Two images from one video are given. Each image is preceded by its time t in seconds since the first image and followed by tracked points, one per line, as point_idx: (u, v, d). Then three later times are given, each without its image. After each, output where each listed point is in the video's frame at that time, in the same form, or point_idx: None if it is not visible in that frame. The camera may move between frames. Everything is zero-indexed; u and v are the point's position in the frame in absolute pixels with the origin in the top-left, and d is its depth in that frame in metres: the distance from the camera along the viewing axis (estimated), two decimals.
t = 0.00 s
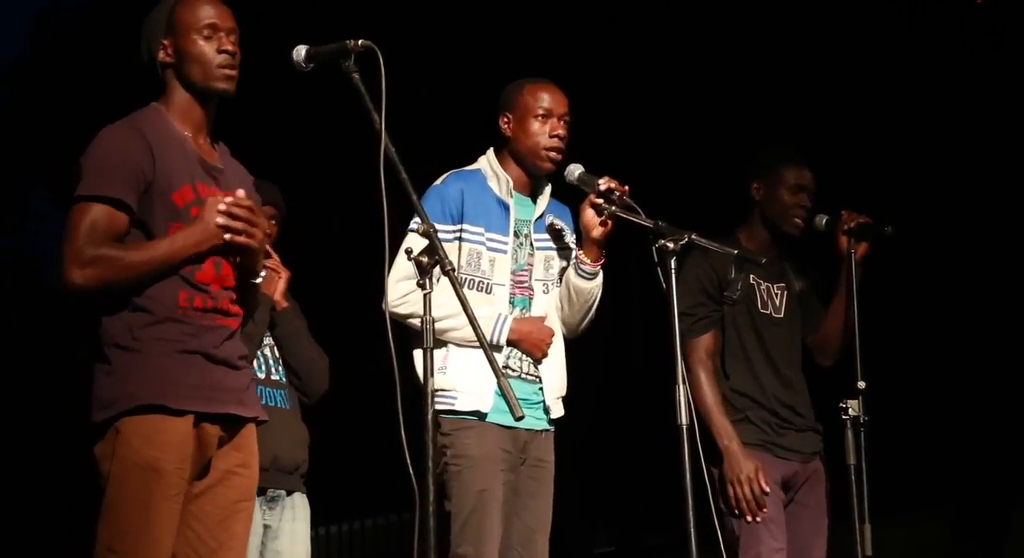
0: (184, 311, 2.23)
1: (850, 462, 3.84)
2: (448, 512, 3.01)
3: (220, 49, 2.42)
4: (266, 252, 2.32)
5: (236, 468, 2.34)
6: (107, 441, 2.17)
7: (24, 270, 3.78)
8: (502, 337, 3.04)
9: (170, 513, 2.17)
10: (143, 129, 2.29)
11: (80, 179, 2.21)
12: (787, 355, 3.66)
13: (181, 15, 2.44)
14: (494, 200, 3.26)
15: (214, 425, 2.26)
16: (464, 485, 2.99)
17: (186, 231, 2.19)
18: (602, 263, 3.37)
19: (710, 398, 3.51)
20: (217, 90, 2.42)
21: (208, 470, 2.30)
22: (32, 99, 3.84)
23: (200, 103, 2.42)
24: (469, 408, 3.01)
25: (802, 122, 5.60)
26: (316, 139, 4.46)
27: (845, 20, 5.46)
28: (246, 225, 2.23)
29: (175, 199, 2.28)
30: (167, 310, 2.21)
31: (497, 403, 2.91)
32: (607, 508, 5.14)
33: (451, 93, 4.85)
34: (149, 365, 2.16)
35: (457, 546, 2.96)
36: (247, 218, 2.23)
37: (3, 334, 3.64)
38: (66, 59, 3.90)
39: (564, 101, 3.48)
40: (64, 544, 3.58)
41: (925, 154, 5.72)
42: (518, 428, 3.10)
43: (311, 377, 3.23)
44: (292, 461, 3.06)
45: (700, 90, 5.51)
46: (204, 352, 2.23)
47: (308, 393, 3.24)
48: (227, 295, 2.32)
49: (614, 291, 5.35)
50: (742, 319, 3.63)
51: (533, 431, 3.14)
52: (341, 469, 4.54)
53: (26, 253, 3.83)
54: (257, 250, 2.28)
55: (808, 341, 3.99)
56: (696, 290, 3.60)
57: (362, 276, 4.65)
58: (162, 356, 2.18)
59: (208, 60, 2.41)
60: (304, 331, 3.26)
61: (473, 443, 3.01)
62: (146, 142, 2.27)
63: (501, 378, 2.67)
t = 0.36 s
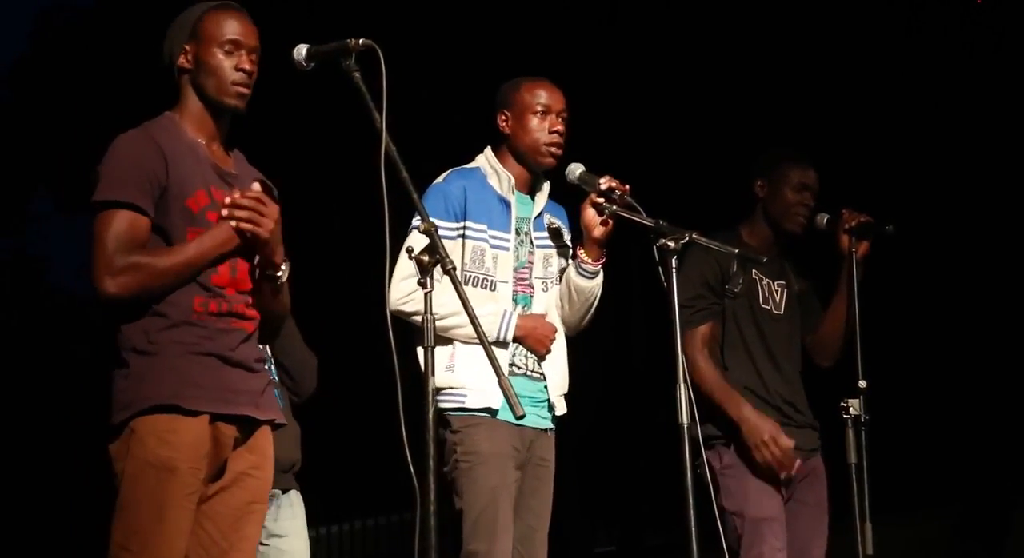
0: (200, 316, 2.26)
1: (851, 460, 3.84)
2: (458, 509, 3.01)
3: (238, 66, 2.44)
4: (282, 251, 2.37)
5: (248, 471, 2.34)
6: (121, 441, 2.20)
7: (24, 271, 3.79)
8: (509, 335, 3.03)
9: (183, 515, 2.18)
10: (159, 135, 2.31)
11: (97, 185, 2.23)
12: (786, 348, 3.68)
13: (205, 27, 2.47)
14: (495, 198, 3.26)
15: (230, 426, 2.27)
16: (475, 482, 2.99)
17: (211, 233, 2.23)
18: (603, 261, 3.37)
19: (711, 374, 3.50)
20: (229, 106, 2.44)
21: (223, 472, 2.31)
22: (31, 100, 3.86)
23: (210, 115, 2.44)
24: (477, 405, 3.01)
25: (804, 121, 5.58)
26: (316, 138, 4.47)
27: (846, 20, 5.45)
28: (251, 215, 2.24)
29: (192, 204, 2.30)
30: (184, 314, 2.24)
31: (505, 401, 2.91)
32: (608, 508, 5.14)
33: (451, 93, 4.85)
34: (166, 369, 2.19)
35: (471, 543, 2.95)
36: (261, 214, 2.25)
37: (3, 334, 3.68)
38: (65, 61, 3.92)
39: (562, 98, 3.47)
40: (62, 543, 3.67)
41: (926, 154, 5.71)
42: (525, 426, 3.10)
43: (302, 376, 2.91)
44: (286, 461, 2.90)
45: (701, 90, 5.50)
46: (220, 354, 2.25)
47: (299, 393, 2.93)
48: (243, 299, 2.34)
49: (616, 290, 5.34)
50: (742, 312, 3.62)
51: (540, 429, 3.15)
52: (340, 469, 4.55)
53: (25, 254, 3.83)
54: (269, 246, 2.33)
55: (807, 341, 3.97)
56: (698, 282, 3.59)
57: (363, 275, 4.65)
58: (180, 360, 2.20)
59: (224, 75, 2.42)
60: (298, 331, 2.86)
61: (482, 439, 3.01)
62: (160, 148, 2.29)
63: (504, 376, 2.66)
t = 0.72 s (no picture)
0: (204, 318, 2.37)
1: (852, 460, 3.84)
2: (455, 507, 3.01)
3: (248, 54, 2.62)
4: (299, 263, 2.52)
5: (252, 473, 2.47)
6: (124, 441, 2.32)
7: (25, 271, 3.76)
8: (517, 302, 3.06)
9: (184, 513, 2.29)
10: (167, 136, 2.45)
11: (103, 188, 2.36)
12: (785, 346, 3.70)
13: (212, 25, 2.64)
14: (501, 184, 3.25)
15: (232, 428, 2.38)
16: (474, 479, 2.99)
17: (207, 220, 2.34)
18: (602, 259, 3.39)
19: (709, 328, 3.54)
20: (244, 94, 2.60)
21: (225, 472, 2.43)
22: (32, 102, 3.84)
23: (228, 103, 2.60)
24: (484, 396, 3.01)
25: (804, 121, 5.58)
26: (316, 137, 4.48)
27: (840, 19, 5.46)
28: (285, 225, 2.42)
29: (198, 200, 2.43)
30: (188, 315, 2.35)
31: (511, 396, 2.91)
32: (608, 508, 5.15)
33: (451, 92, 4.85)
34: (167, 366, 2.31)
35: (467, 542, 2.96)
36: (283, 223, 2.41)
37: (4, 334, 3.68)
38: (65, 62, 3.92)
39: (560, 92, 3.47)
40: (63, 543, 3.69)
41: (926, 153, 5.72)
42: (523, 421, 3.11)
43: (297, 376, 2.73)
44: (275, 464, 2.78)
45: (701, 89, 5.50)
46: (222, 356, 2.36)
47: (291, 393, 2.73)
48: (249, 300, 2.46)
49: (617, 290, 5.34)
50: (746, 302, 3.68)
51: (534, 424, 3.15)
52: (340, 469, 4.55)
53: (28, 255, 3.80)
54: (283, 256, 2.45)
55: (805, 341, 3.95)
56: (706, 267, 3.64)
57: (363, 275, 4.65)
58: (182, 358, 2.32)
59: (236, 64, 2.59)
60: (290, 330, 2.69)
61: (480, 436, 3.01)
62: (168, 148, 2.42)
63: (504, 376, 2.67)
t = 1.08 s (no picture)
0: (200, 311, 2.39)
1: (852, 460, 3.83)
2: (450, 506, 2.99)
3: (236, 53, 2.62)
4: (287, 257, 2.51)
5: (254, 468, 2.48)
6: (122, 438, 2.34)
7: (26, 269, 3.82)
8: (514, 292, 3.05)
9: (183, 510, 2.30)
10: (157, 130, 2.47)
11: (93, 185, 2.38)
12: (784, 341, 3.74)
13: (202, 19, 2.65)
14: (504, 179, 3.25)
15: (230, 422, 2.40)
16: (471, 478, 2.99)
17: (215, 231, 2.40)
18: (599, 259, 3.41)
19: (740, 304, 3.57)
20: (227, 92, 2.60)
21: (226, 468, 2.45)
22: (32, 100, 3.89)
23: (211, 100, 2.61)
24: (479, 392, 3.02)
25: (804, 120, 5.58)
26: (314, 137, 4.50)
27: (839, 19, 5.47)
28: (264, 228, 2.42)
29: (191, 193, 2.45)
30: (183, 310, 2.38)
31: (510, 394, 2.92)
32: (607, 506, 5.17)
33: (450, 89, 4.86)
34: (164, 361, 2.32)
35: (463, 542, 2.95)
36: (267, 222, 2.42)
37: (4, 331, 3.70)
38: (65, 62, 3.97)
39: (563, 90, 3.47)
40: (62, 542, 3.64)
41: (926, 153, 5.73)
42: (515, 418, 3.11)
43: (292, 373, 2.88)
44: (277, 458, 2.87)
45: (699, 89, 5.51)
46: (217, 350, 2.38)
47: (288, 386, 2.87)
48: (245, 292, 2.48)
49: (616, 290, 5.36)
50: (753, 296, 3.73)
51: (526, 421, 3.15)
52: (339, 468, 4.56)
53: (26, 254, 3.84)
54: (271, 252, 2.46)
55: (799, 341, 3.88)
56: (716, 259, 3.75)
57: (361, 273, 4.67)
58: (179, 352, 2.34)
59: (223, 62, 2.60)
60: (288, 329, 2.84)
61: (474, 436, 3.01)
62: (157, 143, 2.44)
63: (505, 374, 2.70)
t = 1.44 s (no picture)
0: (190, 302, 2.24)
1: (852, 458, 3.82)
2: (440, 506, 2.99)
3: (230, 39, 2.47)
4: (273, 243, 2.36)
5: (242, 460, 2.35)
6: (113, 434, 2.17)
7: (27, 269, 3.86)
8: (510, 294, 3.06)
9: (181, 508, 2.17)
10: (142, 112, 2.29)
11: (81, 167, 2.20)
12: (783, 339, 3.73)
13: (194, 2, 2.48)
14: (500, 180, 3.25)
15: (222, 416, 2.26)
16: (461, 478, 2.99)
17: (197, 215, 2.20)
18: (598, 259, 3.41)
19: (777, 274, 3.59)
20: (221, 77, 2.44)
21: (217, 460, 2.31)
22: (33, 100, 3.90)
23: (202, 85, 2.44)
24: (473, 390, 3.01)
25: (805, 118, 5.57)
26: (316, 136, 4.51)
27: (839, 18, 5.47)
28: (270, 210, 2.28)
29: (180, 180, 2.28)
30: (173, 300, 2.22)
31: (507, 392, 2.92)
32: (607, 505, 5.18)
33: (448, 91, 4.88)
34: (156, 355, 2.16)
35: (452, 542, 2.95)
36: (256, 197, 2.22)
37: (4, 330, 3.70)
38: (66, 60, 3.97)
39: (561, 90, 3.47)
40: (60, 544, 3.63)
41: (925, 147, 5.69)
42: (508, 418, 3.12)
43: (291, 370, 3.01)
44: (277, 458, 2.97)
45: (700, 87, 5.50)
46: (210, 343, 2.23)
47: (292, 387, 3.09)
48: (231, 283, 2.33)
49: (615, 288, 5.37)
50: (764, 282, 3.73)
51: (522, 420, 3.16)
52: (341, 468, 4.57)
53: (27, 254, 3.89)
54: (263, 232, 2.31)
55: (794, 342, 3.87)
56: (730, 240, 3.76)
57: (361, 272, 4.68)
58: (170, 346, 2.18)
59: (217, 46, 2.44)
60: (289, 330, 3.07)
61: (466, 437, 3.01)
62: (146, 127, 2.27)
63: (503, 371, 2.70)
